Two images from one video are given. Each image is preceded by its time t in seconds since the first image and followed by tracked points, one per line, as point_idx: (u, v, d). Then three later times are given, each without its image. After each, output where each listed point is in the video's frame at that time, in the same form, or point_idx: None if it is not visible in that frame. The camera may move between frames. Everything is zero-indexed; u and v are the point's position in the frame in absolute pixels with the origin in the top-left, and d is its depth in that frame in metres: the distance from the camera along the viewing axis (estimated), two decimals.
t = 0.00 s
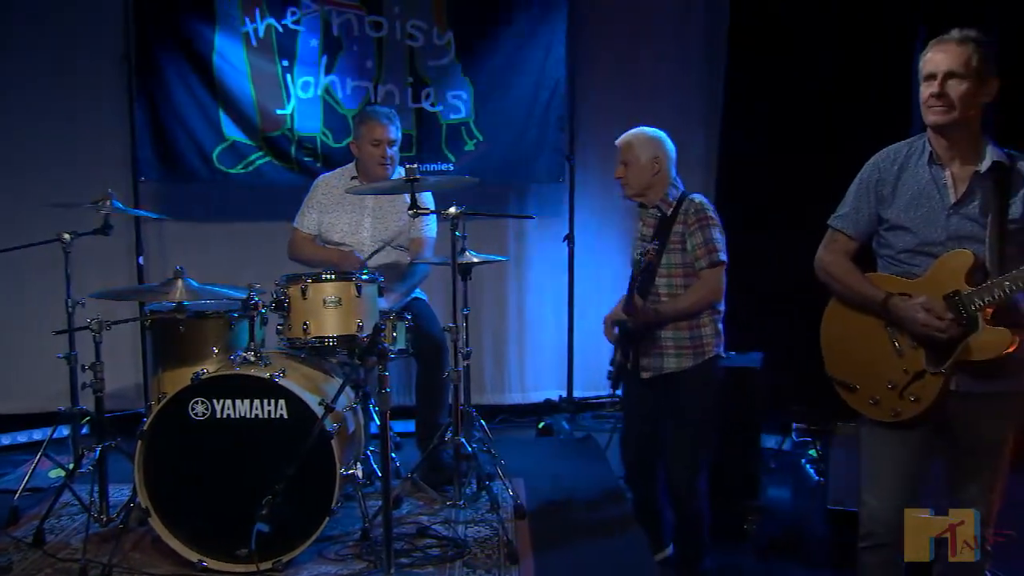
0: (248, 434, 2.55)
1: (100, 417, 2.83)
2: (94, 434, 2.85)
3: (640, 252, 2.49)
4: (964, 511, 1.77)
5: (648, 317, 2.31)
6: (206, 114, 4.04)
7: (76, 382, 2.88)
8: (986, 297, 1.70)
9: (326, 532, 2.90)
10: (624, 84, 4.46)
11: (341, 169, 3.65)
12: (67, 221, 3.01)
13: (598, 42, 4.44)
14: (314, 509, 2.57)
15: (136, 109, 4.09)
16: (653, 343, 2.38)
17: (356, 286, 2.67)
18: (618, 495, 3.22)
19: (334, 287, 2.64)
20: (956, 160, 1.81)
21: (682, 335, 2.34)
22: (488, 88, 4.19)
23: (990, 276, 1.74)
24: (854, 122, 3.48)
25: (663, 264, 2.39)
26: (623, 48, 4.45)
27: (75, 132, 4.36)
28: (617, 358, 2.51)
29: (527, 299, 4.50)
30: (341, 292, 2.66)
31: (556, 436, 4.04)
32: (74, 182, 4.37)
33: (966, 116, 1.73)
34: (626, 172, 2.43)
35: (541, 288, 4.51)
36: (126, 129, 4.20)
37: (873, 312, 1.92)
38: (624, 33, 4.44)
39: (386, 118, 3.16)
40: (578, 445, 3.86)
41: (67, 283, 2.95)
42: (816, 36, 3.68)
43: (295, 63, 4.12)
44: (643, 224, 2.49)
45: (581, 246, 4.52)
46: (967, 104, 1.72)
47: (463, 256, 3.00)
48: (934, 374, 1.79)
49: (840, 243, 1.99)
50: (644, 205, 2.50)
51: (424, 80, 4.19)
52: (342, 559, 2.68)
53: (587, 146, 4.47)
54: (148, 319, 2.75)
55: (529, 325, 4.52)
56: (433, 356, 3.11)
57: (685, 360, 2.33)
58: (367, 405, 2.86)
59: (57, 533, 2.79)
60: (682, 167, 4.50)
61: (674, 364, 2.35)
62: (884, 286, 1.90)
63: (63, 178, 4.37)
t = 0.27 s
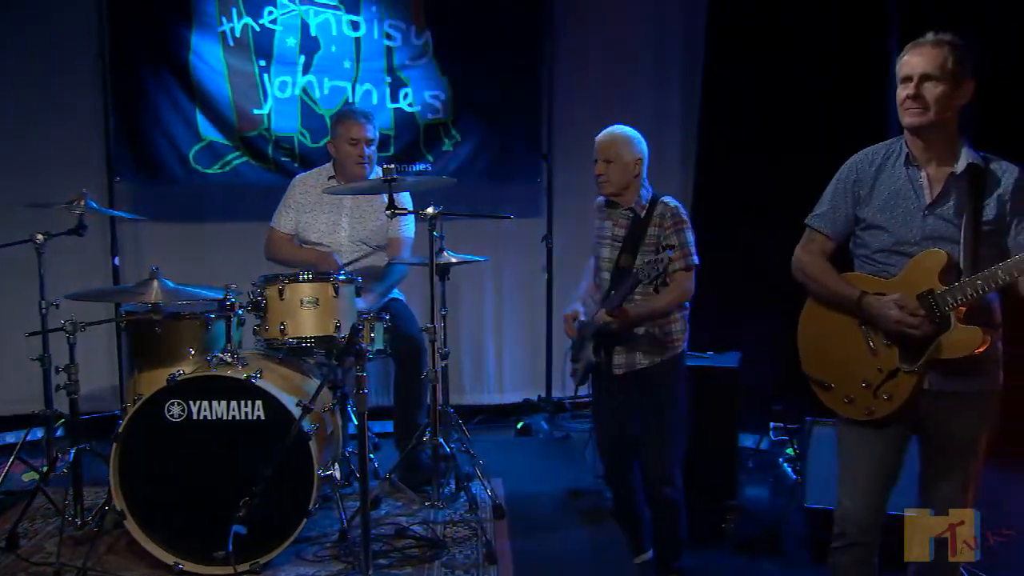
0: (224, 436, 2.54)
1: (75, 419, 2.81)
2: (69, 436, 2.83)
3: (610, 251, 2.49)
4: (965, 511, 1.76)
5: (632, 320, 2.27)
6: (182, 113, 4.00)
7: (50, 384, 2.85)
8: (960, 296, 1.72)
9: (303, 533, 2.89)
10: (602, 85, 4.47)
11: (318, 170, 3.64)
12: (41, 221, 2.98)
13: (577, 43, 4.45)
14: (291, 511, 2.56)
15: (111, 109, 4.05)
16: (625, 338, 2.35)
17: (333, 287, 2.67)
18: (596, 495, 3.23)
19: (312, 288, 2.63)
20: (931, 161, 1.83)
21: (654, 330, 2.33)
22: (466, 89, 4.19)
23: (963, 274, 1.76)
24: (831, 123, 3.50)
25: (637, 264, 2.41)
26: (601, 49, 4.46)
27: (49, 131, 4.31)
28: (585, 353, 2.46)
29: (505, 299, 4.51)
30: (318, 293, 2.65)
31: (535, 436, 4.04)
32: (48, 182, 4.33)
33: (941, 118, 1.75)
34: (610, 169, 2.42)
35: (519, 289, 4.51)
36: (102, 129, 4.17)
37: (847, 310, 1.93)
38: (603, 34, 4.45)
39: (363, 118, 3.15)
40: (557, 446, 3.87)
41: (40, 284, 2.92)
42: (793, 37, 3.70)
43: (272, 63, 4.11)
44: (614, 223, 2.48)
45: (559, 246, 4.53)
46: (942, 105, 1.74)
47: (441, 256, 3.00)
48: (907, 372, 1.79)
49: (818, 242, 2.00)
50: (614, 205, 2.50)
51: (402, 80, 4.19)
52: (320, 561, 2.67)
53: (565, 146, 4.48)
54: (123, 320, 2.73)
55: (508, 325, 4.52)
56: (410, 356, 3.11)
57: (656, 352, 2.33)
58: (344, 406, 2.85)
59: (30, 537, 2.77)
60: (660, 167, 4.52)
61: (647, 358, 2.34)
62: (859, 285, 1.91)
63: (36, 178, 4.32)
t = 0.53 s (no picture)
0: (202, 437, 2.53)
1: (50, 422, 2.78)
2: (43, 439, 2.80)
3: (583, 256, 2.50)
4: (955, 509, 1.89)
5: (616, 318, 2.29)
6: (159, 113, 3.97)
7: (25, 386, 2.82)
8: (941, 292, 1.74)
9: (283, 535, 2.87)
10: (581, 85, 4.48)
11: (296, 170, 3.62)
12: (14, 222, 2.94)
13: (556, 44, 4.46)
14: (270, 512, 2.55)
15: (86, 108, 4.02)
16: (604, 336, 2.37)
17: (311, 287, 2.66)
18: (575, 495, 3.23)
19: (290, 288, 2.62)
20: (908, 159, 1.85)
21: (631, 327, 2.36)
22: (445, 89, 4.19)
23: (942, 272, 1.78)
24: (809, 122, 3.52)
25: (613, 267, 2.43)
26: (580, 49, 4.47)
27: (23, 130, 4.27)
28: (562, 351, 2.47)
29: (485, 299, 4.50)
30: (297, 293, 2.64)
31: (514, 436, 4.04)
32: (22, 182, 4.29)
33: (915, 116, 1.76)
34: (591, 176, 2.43)
35: (498, 289, 4.51)
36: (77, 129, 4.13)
37: (825, 308, 1.93)
38: (582, 35, 4.46)
39: (341, 118, 3.14)
40: (537, 446, 3.87)
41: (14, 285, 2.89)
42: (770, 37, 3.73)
43: (250, 62, 4.09)
44: (586, 227, 2.50)
45: (538, 246, 4.54)
46: (916, 104, 1.75)
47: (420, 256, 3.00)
48: (888, 370, 1.81)
49: (796, 240, 2.01)
50: (587, 205, 2.52)
51: (381, 80, 4.18)
52: (299, 562, 2.66)
53: (543, 146, 4.48)
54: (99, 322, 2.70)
55: (487, 326, 4.52)
56: (389, 357, 3.10)
57: (634, 352, 2.35)
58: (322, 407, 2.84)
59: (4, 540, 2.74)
60: (639, 168, 4.54)
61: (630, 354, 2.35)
62: (838, 284, 1.91)
63: (11, 179, 4.28)
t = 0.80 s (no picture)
0: (183, 439, 2.51)
1: (29, 424, 2.76)
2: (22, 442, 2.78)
3: (562, 256, 2.51)
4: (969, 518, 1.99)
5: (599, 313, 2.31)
6: (140, 113, 3.94)
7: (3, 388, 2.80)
8: (923, 294, 1.75)
9: (265, 536, 2.86)
10: (563, 86, 4.49)
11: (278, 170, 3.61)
12: None
13: (538, 44, 4.46)
14: (252, 514, 2.54)
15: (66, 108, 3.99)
16: (588, 332, 2.38)
17: (293, 288, 2.65)
18: (558, 495, 3.23)
19: (272, 289, 2.61)
20: (890, 160, 1.87)
21: (614, 321, 2.37)
22: (428, 89, 4.19)
23: (923, 274, 1.80)
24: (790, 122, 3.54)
25: (594, 263, 2.44)
26: (562, 50, 4.48)
27: None
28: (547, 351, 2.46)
29: (468, 300, 4.50)
30: (279, 294, 2.63)
31: (498, 436, 4.04)
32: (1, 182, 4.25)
33: (894, 118, 1.77)
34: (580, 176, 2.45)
35: (481, 289, 4.51)
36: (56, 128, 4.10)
37: (808, 310, 1.92)
38: (564, 35, 4.47)
39: (323, 118, 3.14)
40: (520, 446, 3.87)
41: None
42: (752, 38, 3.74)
43: (231, 62, 4.07)
44: (564, 227, 2.52)
45: (521, 246, 4.53)
46: (895, 106, 1.76)
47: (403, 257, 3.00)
48: (871, 371, 1.81)
49: (779, 240, 2.01)
50: (563, 206, 2.53)
51: (363, 80, 4.17)
52: (281, 564, 2.65)
53: (526, 146, 4.48)
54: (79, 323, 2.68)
55: (470, 326, 4.51)
56: (371, 357, 3.10)
57: (622, 347, 2.36)
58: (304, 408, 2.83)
59: None
60: (621, 168, 4.55)
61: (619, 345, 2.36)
62: (819, 284, 1.91)
63: None
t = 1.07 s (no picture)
0: (163, 441, 2.50)
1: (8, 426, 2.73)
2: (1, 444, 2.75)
3: (549, 252, 2.51)
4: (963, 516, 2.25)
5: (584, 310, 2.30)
6: (121, 113, 3.92)
7: None
8: (902, 291, 1.77)
9: (247, 538, 2.85)
10: (547, 86, 4.49)
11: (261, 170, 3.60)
12: None
13: (522, 44, 4.46)
14: (233, 515, 2.53)
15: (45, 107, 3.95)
16: (572, 329, 2.37)
17: (276, 288, 2.64)
18: (542, 495, 3.23)
19: (254, 289, 2.60)
20: (872, 158, 1.87)
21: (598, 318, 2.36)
22: (411, 89, 4.19)
23: (905, 272, 1.81)
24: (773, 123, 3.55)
25: (581, 260, 2.44)
26: (546, 50, 4.48)
27: None
28: (529, 346, 2.45)
29: (451, 300, 4.49)
30: (260, 294, 2.62)
31: (481, 436, 4.04)
32: None
33: (871, 117, 1.79)
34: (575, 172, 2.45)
35: (465, 289, 4.50)
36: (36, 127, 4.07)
37: (791, 308, 1.92)
38: (547, 35, 4.47)
39: (306, 118, 3.14)
40: (504, 447, 3.87)
41: None
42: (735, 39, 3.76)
43: (213, 61, 4.05)
44: (551, 222, 2.51)
45: (504, 246, 4.53)
46: (870, 105, 1.78)
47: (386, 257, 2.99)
48: (853, 369, 1.82)
49: (764, 237, 2.01)
50: (551, 201, 2.52)
51: (347, 80, 4.16)
52: (263, 565, 2.64)
53: (510, 146, 4.48)
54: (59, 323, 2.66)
55: (454, 326, 4.51)
56: (355, 358, 3.09)
57: (603, 344, 2.36)
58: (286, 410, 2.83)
59: None
60: (605, 168, 4.55)
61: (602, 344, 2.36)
62: (802, 282, 1.91)
63: None
